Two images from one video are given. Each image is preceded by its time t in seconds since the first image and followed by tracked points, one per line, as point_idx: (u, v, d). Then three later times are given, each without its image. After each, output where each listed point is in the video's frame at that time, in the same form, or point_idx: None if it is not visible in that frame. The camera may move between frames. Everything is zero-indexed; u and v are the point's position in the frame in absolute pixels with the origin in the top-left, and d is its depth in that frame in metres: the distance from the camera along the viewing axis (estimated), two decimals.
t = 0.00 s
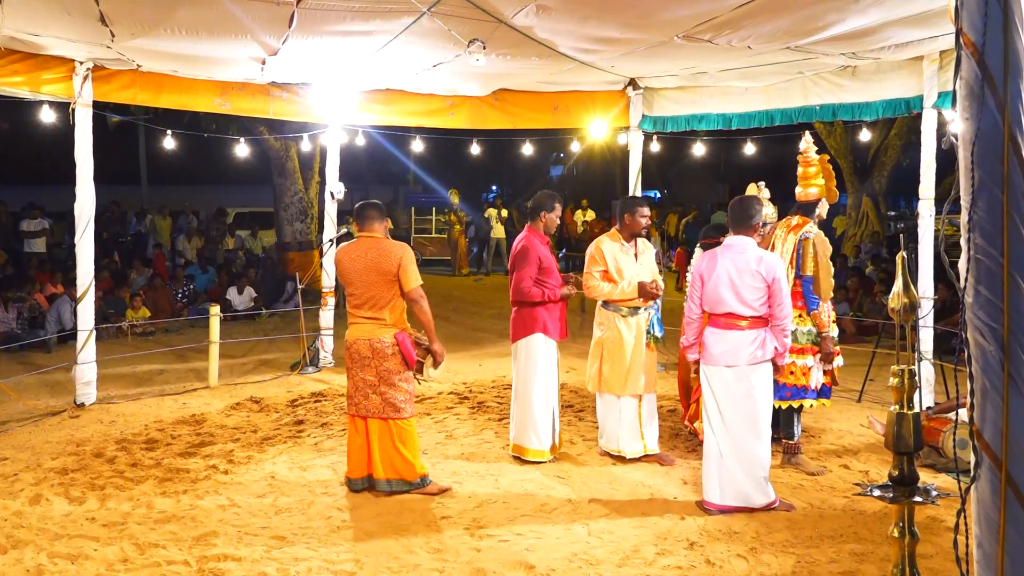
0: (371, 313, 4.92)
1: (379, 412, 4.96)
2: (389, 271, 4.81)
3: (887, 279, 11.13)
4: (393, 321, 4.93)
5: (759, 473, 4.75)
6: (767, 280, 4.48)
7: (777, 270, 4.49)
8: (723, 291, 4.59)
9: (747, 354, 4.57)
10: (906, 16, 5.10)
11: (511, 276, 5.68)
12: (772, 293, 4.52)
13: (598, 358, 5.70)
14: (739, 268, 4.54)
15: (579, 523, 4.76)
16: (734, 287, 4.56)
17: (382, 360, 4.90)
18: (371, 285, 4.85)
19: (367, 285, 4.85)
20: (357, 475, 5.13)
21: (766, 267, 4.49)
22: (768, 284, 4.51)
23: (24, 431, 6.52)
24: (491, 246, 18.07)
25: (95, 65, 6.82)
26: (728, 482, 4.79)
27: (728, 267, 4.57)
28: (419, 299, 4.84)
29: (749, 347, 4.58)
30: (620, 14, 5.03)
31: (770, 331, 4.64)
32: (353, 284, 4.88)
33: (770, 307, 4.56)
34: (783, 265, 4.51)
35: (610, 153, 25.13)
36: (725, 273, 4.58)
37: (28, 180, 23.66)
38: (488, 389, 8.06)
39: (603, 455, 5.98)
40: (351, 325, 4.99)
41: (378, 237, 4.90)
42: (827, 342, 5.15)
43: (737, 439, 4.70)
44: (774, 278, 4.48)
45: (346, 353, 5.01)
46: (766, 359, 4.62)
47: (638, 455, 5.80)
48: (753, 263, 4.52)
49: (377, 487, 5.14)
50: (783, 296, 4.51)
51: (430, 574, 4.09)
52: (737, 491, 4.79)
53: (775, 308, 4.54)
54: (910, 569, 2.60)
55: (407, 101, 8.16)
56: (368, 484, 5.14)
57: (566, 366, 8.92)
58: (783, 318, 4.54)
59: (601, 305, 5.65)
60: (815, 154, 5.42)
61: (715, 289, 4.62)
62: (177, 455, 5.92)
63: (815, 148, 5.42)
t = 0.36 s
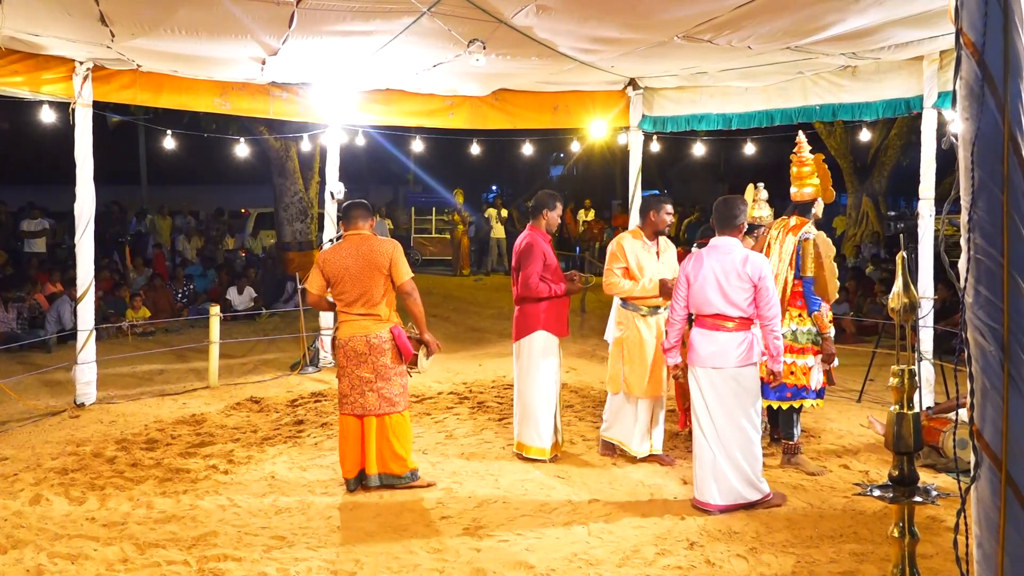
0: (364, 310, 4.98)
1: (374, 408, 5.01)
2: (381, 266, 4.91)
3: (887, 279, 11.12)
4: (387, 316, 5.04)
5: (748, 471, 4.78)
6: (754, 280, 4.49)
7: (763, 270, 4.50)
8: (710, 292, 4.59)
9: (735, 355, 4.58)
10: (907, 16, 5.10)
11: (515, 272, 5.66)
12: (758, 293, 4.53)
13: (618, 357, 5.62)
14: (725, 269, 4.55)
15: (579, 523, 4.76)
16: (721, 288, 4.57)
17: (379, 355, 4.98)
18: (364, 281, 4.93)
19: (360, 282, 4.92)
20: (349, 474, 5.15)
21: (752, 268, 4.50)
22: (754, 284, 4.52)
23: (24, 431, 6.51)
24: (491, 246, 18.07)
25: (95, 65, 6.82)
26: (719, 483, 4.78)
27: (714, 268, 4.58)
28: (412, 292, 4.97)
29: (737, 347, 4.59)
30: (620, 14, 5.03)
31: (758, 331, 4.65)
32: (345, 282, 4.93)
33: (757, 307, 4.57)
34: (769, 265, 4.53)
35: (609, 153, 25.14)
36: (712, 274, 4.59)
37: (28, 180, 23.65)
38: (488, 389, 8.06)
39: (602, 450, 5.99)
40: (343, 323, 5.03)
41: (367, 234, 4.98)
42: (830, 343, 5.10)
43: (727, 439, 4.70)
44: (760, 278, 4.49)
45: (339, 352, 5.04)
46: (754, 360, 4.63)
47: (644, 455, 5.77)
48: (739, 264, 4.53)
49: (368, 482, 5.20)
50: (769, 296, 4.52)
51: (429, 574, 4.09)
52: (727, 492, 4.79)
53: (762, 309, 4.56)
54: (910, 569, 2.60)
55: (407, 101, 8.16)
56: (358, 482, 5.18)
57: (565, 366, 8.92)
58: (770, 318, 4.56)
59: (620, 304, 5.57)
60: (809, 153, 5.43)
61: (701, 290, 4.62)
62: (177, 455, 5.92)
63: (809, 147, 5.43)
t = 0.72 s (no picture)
0: (373, 311, 5.09)
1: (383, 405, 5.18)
2: (393, 270, 5.01)
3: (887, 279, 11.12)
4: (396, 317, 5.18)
5: (748, 471, 4.78)
6: (753, 279, 4.50)
7: (761, 269, 4.51)
8: (709, 292, 4.58)
9: (734, 355, 4.58)
10: (907, 16, 5.10)
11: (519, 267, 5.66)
12: (757, 292, 4.54)
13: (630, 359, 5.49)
14: (723, 269, 4.55)
15: (579, 523, 4.76)
16: (720, 288, 4.56)
17: (389, 354, 5.13)
18: (376, 283, 5.03)
19: (372, 284, 5.02)
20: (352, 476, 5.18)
21: (751, 267, 4.51)
22: (753, 283, 4.53)
23: (24, 431, 6.52)
24: (491, 246, 18.07)
25: (95, 65, 6.82)
26: (718, 483, 4.78)
27: (713, 268, 4.58)
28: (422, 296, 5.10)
29: (736, 348, 4.59)
30: (620, 14, 5.03)
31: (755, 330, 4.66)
32: (357, 283, 5.02)
33: (755, 307, 4.58)
34: (767, 264, 4.55)
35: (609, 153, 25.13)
36: (710, 274, 4.58)
37: (28, 180, 23.65)
38: (488, 389, 8.06)
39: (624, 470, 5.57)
40: (352, 323, 5.12)
41: (380, 236, 5.06)
42: (829, 344, 5.10)
43: (726, 440, 4.69)
44: (759, 277, 4.50)
45: (346, 351, 5.13)
46: (752, 359, 4.64)
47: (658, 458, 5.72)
48: (737, 263, 4.53)
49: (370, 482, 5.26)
50: (768, 295, 4.53)
51: (429, 574, 4.09)
52: (726, 492, 4.79)
53: (760, 308, 4.57)
54: (911, 569, 2.60)
55: (408, 101, 8.16)
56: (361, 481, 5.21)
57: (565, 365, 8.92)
58: (768, 317, 4.58)
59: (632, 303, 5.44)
60: (812, 154, 5.44)
61: (700, 291, 4.61)
62: (177, 454, 5.92)
63: (812, 148, 5.44)
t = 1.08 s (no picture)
0: (401, 308, 5.25)
1: (402, 399, 5.33)
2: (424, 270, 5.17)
3: (887, 279, 11.11)
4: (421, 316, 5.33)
5: (750, 469, 4.79)
6: (757, 278, 4.49)
7: (766, 268, 4.50)
8: (713, 292, 4.58)
9: (738, 355, 4.58)
10: (907, 16, 5.10)
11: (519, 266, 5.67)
12: (761, 292, 4.54)
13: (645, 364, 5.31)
14: (728, 268, 4.54)
15: (579, 523, 4.76)
16: (724, 287, 4.56)
17: (412, 350, 5.28)
18: (406, 281, 5.19)
19: (401, 281, 5.17)
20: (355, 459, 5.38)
21: (756, 267, 4.50)
22: (757, 283, 4.52)
23: (24, 431, 6.52)
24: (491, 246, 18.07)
25: (95, 65, 6.82)
26: (721, 482, 4.78)
27: (717, 267, 4.57)
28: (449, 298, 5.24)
29: (739, 347, 4.58)
30: (620, 14, 5.03)
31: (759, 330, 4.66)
32: (388, 281, 5.17)
33: (759, 306, 4.57)
34: (771, 264, 4.53)
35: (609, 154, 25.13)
36: (715, 274, 4.58)
37: (28, 180, 23.64)
38: (488, 389, 8.06)
39: (655, 480, 5.42)
40: (379, 318, 5.28)
41: (415, 236, 5.22)
42: (829, 344, 5.08)
43: (729, 438, 4.69)
44: (764, 276, 4.50)
45: (372, 345, 5.29)
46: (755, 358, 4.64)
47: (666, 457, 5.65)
48: (742, 263, 4.52)
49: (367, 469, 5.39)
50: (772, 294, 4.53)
51: (429, 574, 4.09)
52: (729, 490, 4.80)
53: (764, 307, 4.56)
54: (911, 569, 2.60)
55: (408, 101, 8.16)
56: (360, 464, 5.35)
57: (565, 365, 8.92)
58: (772, 316, 4.57)
59: (643, 305, 5.29)
60: (820, 154, 5.45)
61: (704, 290, 4.61)
62: (178, 454, 5.92)
63: (820, 148, 5.45)
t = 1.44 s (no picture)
0: (408, 305, 5.35)
1: (404, 393, 5.41)
2: (432, 269, 5.24)
3: (887, 279, 11.10)
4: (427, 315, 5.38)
5: (756, 468, 4.81)
6: (769, 277, 4.49)
7: (777, 267, 4.50)
8: (725, 290, 4.58)
9: (749, 354, 4.59)
10: (907, 16, 5.10)
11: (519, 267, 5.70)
12: (771, 291, 4.54)
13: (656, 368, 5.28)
14: (739, 267, 4.54)
15: (579, 523, 4.76)
16: (736, 286, 4.56)
17: (415, 347, 5.35)
18: (414, 280, 5.28)
19: (409, 279, 5.28)
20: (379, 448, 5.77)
21: (767, 266, 4.50)
22: (768, 282, 4.52)
23: (24, 431, 6.52)
24: (491, 246, 18.07)
25: (95, 65, 6.82)
26: (728, 481, 4.78)
27: (729, 266, 4.57)
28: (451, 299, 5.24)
29: (751, 346, 4.59)
30: (620, 14, 5.03)
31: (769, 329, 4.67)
32: (396, 277, 5.30)
33: (771, 305, 4.58)
34: (781, 263, 4.54)
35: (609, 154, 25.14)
36: (726, 272, 4.58)
37: (28, 180, 23.63)
38: (488, 389, 8.06)
39: (655, 480, 5.42)
40: (388, 313, 5.42)
41: (427, 237, 5.30)
42: (833, 344, 5.05)
43: (737, 436, 4.71)
44: (775, 276, 4.50)
45: (381, 339, 5.45)
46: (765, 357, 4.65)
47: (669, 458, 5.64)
48: (753, 263, 4.52)
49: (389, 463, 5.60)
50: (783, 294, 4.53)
51: (429, 574, 4.09)
52: (736, 489, 4.80)
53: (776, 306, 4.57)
54: (911, 569, 2.60)
55: (408, 101, 8.15)
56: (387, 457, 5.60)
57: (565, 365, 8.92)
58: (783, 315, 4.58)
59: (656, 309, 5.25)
60: (823, 154, 5.45)
61: (716, 289, 4.61)
62: (178, 454, 5.92)
63: (824, 148, 5.44)
